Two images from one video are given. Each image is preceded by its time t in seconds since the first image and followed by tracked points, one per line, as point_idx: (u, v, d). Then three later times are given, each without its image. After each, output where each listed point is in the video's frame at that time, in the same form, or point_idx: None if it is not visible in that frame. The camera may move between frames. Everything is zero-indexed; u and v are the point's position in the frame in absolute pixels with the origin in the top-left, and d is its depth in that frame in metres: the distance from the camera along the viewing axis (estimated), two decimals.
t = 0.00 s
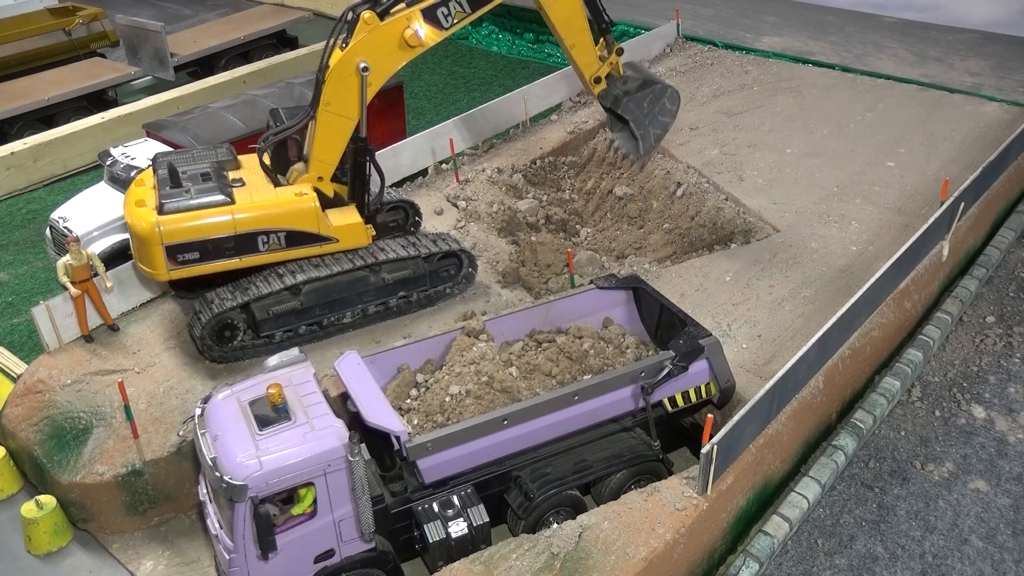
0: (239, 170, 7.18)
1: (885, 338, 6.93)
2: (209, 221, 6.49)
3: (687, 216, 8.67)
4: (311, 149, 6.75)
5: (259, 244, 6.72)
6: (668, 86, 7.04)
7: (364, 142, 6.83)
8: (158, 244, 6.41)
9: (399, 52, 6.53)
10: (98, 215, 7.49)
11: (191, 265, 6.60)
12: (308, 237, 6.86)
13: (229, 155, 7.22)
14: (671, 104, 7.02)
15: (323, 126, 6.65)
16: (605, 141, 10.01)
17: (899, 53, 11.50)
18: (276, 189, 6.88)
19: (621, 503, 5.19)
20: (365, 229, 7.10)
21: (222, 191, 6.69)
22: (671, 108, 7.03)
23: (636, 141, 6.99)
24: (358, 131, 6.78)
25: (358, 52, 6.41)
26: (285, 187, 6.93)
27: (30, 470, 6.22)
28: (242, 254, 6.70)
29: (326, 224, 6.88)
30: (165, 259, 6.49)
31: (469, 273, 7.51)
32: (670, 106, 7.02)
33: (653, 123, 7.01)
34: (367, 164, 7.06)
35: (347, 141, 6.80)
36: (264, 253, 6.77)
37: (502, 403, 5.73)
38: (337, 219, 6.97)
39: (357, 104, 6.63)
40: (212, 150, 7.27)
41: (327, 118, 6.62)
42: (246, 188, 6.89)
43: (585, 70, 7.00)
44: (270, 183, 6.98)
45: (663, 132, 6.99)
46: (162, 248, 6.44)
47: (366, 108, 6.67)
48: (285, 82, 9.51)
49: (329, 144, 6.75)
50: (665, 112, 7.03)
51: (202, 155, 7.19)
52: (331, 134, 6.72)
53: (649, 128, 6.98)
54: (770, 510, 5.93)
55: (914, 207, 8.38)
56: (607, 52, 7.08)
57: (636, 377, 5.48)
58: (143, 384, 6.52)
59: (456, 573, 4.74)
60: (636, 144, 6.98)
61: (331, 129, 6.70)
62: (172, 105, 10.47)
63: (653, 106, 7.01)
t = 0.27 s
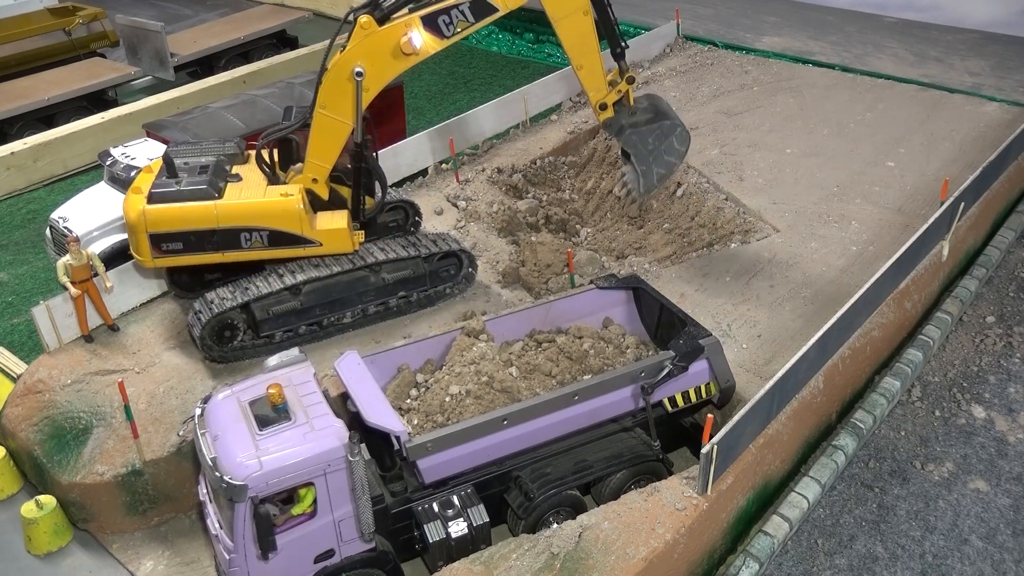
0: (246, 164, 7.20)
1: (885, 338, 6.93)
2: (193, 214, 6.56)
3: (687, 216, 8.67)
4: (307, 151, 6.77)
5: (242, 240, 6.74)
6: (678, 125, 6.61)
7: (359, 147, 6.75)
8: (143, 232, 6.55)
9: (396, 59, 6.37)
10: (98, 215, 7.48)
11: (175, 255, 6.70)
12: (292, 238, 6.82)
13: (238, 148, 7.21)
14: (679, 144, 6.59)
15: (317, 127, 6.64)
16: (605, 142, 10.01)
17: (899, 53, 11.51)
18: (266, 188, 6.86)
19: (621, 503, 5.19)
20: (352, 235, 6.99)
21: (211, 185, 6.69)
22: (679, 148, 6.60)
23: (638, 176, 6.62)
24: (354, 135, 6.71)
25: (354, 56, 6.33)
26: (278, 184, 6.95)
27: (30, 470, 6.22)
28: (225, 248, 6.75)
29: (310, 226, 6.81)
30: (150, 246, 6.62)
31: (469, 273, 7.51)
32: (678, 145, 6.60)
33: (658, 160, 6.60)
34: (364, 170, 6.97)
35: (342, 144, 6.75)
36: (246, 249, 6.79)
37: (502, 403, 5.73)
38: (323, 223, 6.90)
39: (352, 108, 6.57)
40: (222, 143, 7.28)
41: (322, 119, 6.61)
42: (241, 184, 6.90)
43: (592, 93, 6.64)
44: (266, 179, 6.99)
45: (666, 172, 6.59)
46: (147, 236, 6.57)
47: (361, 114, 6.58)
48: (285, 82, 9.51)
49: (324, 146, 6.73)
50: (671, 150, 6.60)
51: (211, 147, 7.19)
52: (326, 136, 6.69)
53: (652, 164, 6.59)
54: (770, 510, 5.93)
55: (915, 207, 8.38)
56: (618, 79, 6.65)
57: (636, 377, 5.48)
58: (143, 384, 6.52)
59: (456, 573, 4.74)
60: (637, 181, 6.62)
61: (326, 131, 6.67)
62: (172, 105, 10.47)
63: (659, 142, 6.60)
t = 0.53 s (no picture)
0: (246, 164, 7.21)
1: (885, 338, 6.93)
2: (189, 213, 6.56)
3: (687, 216, 8.68)
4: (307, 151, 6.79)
5: (238, 241, 6.74)
6: (679, 130, 6.51)
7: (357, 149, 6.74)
8: (140, 231, 6.57)
9: (393, 62, 6.34)
10: (98, 215, 7.48)
11: (172, 254, 6.72)
12: (288, 238, 6.81)
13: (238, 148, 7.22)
14: (680, 150, 6.53)
15: (316, 128, 6.66)
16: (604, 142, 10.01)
17: (899, 53, 11.51)
18: (264, 189, 6.85)
19: (621, 503, 5.19)
20: (348, 236, 6.97)
21: (208, 184, 6.69)
22: (679, 153, 6.54)
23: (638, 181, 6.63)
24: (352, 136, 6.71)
25: (352, 57, 6.32)
26: (276, 184, 6.95)
27: (30, 470, 6.22)
28: (221, 248, 6.75)
29: (306, 228, 6.80)
30: (147, 245, 6.64)
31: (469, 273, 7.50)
32: (678, 151, 6.53)
33: (658, 166, 6.57)
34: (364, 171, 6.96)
35: (340, 146, 6.75)
36: (243, 249, 6.79)
37: (502, 403, 5.73)
38: (320, 224, 6.89)
39: (350, 109, 6.57)
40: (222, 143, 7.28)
41: (320, 120, 6.62)
42: (240, 184, 6.91)
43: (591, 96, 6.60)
44: (266, 179, 6.99)
45: (666, 178, 6.56)
46: (144, 235, 6.59)
47: (359, 115, 6.58)
48: (285, 82, 9.51)
49: (322, 147, 6.74)
50: (672, 155, 6.55)
51: (211, 147, 7.19)
52: (325, 137, 6.70)
53: (652, 170, 6.57)
54: (770, 510, 5.93)
55: (915, 207, 8.38)
56: (619, 83, 6.57)
57: (636, 377, 5.48)
58: (143, 384, 6.52)
59: (456, 573, 4.74)
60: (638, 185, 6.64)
61: (325, 131, 6.67)
62: (172, 105, 10.47)
63: (659, 148, 6.54)
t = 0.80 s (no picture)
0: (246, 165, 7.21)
1: (885, 338, 6.93)
2: (189, 213, 6.56)
3: (687, 217, 8.68)
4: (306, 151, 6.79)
5: (238, 241, 6.74)
6: (688, 121, 6.46)
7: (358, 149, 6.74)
8: (140, 231, 6.57)
9: (393, 62, 6.34)
10: (98, 215, 7.48)
11: (172, 254, 6.71)
12: (288, 238, 6.81)
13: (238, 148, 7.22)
14: (690, 140, 6.48)
15: (316, 128, 6.65)
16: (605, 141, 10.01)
17: (899, 53, 11.51)
18: (264, 189, 6.85)
19: (621, 503, 5.19)
20: (348, 236, 6.97)
21: (208, 184, 6.69)
22: (690, 144, 6.49)
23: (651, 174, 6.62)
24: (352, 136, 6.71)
25: (352, 57, 6.31)
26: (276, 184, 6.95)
27: (30, 470, 6.22)
28: (221, 248, 6.75)
29: (306, 228, 6.80)
30: (147, 245, 6.64)
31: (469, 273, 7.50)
32: (689, 141, 6.49)
33: (670, 157, 6.53)
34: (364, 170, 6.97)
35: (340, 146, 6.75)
36: (244, 249, 6.79)
37: (502, 403, 5.73)
38: (320, 224, 6.89)
39: (350, 110, 6.57)
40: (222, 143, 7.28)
41: (320, 120, 6.62)
42: (240, 184, 6.91)
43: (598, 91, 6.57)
44: (266, 179, 6.99)
45: (679, 170, 6.53)
46: (144, 235, 6.59)
47: (359, 116, 6.58)
48: (285, 82, 9.51)
49: (322, 147, 6.75)
50: (683, 147, 6.50)
51: (211, 147, 7.19)
52: (325, 137, 6.70)
53: (664, 162, 6.54)
54: (770, 510, 5.93)
55: (915, 207, 8.38)
56: (626, 77, 6.54)
57: (636, 377, 5.48)
58: (143, 384, 6.52)
59: (456, 573, 4.74)
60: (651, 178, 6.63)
61: (325, 131, 6.67)
62: (172, 105, 10.46)
63: (670, 141, 6.50)
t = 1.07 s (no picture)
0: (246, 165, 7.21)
1: (885, 338, 6.93)
2: (189, 213, 6.56)
3: (687, 217, 8.68)
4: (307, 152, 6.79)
5: (238, 241, 6.74)
6: (699, 116, 6.49)
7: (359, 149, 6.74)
8: (140, 231, 6.57)
9: (394, 63, 6.33)
10: (98, 215, 7.48)
11: (172, 254, 6.71)
12: (288, 238, 6.81)
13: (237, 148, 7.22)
14: (701, 135, 6.51)
15: (317, 127, 6.65)
16: (605, 141, 10.02)
17: (899, 53, 11.51)
18: (264, 189, 6.85)
19: (621, 503, 5.19)
20: (349, 236, 6.97)
21: (208, 184, 6.69)
22: (701, 139, 6.51)
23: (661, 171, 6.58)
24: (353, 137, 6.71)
25: (353, 58, 6.31)
26: (276, 184, 6.94)
27: (30, 470, 6.22)
28: (221, 248, 6.75)
29: (306, 228, 6.80)
30: (147, 245, 6.64)
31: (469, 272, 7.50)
32: (700, 136, 6.51)
33: (681, 153, 6.53)
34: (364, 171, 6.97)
35: (341, 147, 6.75)
36: (244, 249, 6.79)
37: (502, 403, 5.73)
38: (320, 224, 6.89)
39: (351, 110, 6.57)
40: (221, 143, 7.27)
41: (321, 120, 6.62)
42: (240, 184, 6.91)
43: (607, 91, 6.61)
44: (266, 179, 6.98)
45: (691, 164, 6.51)
46: (144, 235, 6.59)
47: (360, 116, 6.57)
48: (285, 82, 9.51)
49: (322, 148, 6.75)
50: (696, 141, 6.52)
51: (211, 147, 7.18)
52: (326, 137, 6.70)
53: (676, 158, 6.52)
54: (770, 510, 5.93)
55: (915, 207, 8.38)
56: (633, 74, 6.57)
57: (636, 377, 5.48)
58: (143, 384, 6.52)
59: (456, 573, 4.74)
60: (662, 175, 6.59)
61: (326, 132, 6.67)
62: (172, 105, 10.46)
63: (681, 136, 6.51)
